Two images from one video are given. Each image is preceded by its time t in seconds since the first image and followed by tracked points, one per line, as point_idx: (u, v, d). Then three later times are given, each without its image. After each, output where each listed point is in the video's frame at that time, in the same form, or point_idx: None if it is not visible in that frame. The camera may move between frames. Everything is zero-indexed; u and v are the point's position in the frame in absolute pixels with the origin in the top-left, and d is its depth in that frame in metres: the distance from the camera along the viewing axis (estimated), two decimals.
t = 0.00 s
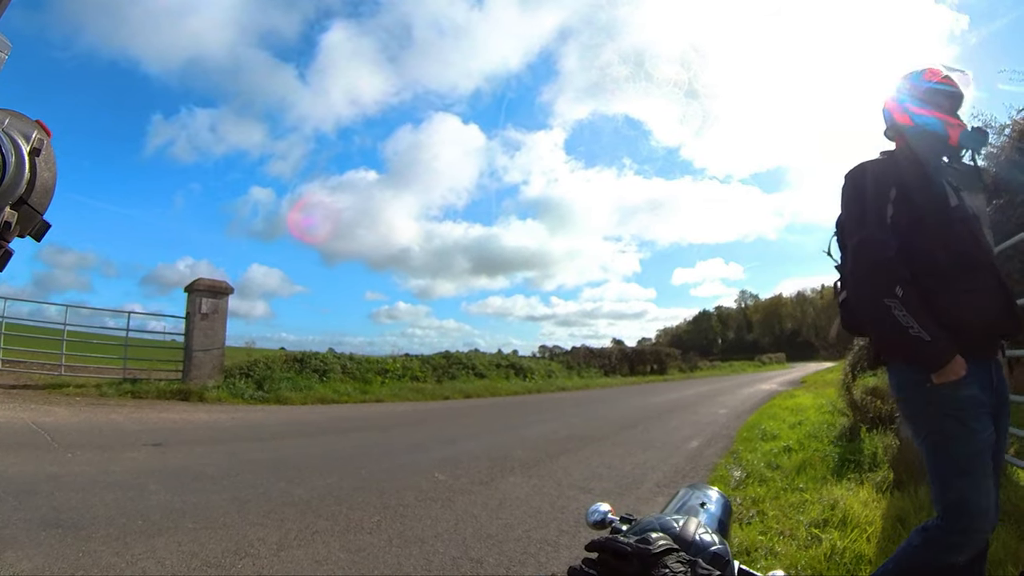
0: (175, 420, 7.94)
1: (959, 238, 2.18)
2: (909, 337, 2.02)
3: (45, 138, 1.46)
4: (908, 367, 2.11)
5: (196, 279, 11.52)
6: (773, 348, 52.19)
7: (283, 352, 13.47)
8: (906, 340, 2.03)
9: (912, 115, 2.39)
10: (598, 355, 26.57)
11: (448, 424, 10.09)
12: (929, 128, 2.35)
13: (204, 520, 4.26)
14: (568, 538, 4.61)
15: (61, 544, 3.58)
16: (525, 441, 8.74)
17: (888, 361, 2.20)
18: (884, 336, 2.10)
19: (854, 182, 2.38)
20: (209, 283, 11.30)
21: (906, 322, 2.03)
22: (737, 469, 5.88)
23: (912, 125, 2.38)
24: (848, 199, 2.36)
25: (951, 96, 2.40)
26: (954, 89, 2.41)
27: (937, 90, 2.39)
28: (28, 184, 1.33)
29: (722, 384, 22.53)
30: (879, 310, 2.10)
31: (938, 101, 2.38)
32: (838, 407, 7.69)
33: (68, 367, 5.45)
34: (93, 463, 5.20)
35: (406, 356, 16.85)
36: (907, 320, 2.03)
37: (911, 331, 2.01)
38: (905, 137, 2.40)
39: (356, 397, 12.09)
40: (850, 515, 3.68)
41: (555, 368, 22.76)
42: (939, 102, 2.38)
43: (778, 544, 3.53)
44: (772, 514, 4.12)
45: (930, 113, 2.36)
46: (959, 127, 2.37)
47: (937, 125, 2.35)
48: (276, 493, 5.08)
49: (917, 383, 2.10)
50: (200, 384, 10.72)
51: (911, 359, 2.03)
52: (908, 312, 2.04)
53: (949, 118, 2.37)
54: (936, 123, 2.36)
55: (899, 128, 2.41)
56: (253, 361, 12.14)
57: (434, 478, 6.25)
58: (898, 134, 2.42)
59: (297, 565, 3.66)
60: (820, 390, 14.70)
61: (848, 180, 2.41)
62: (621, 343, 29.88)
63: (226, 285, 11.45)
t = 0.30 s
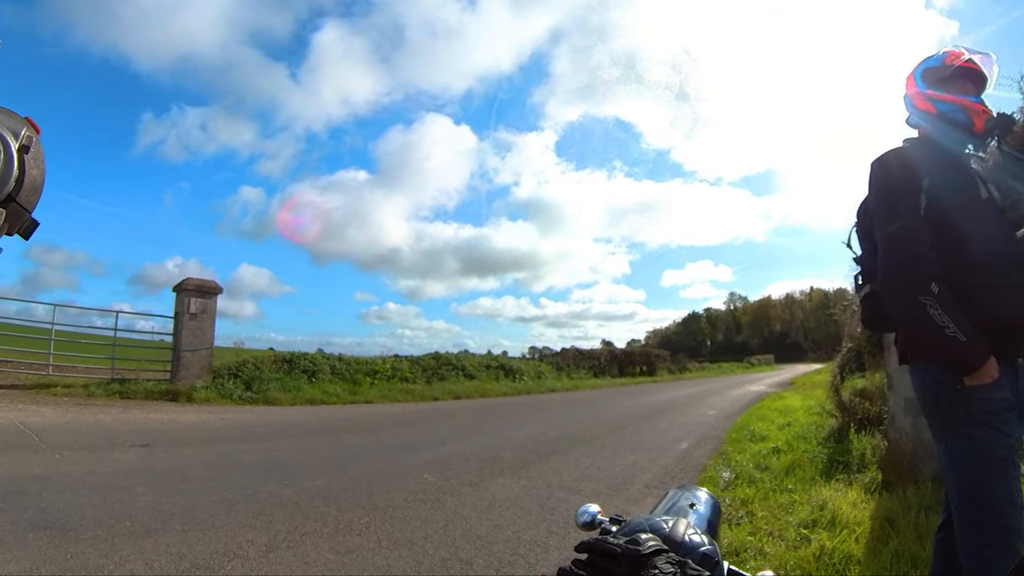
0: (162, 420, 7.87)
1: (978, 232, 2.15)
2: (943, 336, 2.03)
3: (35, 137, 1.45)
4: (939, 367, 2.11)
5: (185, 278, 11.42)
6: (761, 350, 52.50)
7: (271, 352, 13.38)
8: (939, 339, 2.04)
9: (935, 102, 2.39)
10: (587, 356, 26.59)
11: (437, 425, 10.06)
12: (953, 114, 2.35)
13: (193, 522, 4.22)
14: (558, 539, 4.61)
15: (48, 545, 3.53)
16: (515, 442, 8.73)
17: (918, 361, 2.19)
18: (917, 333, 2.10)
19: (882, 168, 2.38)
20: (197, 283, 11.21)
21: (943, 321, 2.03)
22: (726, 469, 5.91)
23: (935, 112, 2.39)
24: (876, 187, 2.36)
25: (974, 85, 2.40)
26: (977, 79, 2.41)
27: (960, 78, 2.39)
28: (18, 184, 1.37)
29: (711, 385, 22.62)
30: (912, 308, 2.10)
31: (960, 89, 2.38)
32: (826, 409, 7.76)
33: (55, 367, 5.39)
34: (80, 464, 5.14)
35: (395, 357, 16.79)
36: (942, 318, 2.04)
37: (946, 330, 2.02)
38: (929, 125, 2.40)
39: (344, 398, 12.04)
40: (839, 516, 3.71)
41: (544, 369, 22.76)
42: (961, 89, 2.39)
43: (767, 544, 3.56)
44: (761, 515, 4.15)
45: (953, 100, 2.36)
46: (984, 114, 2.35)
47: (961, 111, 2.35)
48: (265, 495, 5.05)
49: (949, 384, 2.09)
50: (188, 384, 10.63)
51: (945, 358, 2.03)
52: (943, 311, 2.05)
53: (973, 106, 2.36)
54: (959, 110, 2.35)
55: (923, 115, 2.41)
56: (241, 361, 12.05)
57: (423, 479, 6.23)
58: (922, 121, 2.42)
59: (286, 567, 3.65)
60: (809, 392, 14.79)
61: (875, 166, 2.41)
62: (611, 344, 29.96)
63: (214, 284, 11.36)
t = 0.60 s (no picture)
0: (151, 421, 7.81)
1: (995, 234, 1.85)
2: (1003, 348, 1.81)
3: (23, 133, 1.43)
4: (993, 379, 1.86)
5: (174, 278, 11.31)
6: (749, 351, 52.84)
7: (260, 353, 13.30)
8: (998, 351, 1.82)
9: (954, 82, 2.11)
10: (577, 358, 26.65)
11: (427, 426, 10.04)
12: (971, 94, 2.07)
13: (181, 523, 4.19)
14: (547, 541, 4.61)
15: (35, 547, 3.49)
16: (504, 443, 8.73)
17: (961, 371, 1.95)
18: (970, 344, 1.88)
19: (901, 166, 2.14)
20: (186, 282, 11.12)
21: (1001, 332, 1.81)
22: (715, 471, 5.94)
23: (954, 94, 2.11)
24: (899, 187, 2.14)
25: (990, 65, 2.14)
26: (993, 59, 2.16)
27: (975, 57, 2.14)
28: (7, 182, 1.36)
29: (700, 386, 22.73)
30: (964, 317, 1.87)
31: (977, 68, 2.12)
32: (814, 410, 7.81)
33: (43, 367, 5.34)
34: (67, 465, 5.09)
35: (385, 358, 16.74)
36: (997, 329, 1.82)
37: (1005, 342, 1.80)
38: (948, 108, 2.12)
39: (333, 399, 11.99)
40: (828, 516, 3.74)
41: (534, 370, 22.79)
42: (977, 69, 2.12)
43: (757, 545, 3.59)
44: (750, 516, 4.17)
45: (974, 79, 2.07)
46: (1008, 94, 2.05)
47: (980, 91, 2.06)
48: (254, 496, 5.02)
49: (1001, 396, 1.84)
50: (176, 384, 10.55)
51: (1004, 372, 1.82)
52: (999, 320, 1.82)
53: (995, 85, 2.07)
54: (982, 91, 2.06)
55: (942, 96, 2.13)
56: (230, 361, 11.97)
57: (412, 481, 6.21)
58: (942, 104, 2.14)
59: (275, 568, 3.63)
60: (797, 393, 14.88)
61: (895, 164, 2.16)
62: (600, 345, 30.05)
63: (203, 284, 11.28)
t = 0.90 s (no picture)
0: (139, 421, 7.74)
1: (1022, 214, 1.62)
2: None
3: (12, 130, 1.41)
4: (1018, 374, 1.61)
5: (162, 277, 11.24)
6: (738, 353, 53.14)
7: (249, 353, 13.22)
8: None
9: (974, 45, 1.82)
10: (567, 359, 26.70)
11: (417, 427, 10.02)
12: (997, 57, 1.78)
13: (170, 524, 4.15)
14: (537, 542, 4.61)
15: (21, 549, 3.45)
16: (494, 444, 8.72)
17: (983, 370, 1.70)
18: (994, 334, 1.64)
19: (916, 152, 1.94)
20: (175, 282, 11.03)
21: None
22: (705, 471, 5.98)
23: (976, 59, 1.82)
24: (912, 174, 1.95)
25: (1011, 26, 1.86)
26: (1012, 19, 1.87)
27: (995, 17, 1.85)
28: None
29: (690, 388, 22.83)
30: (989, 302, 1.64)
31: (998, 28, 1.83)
32: (803, 411, 7.87)
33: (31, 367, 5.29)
34: (54, 467, 5.04)
35: (374, 359, 16.69)
36: None
37: None
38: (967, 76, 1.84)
39: (323, 400, 11.94)
40: (817, 517, 3.77)
41: (524, 371, 22.82)
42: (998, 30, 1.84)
43: (746, 545, 3.61)
44: (740, 517, 4.20)
45: (999, 41, 1.78)
46: None
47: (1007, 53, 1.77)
48: (242, 497, 4.98)
49: None
50: (165, 385, 10.45)
51: None
52: None
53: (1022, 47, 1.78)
54: (1007, 54, 1.77)
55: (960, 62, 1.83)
56: (219, 361, 11.90)
57: (401, 482, 6.20)
58: (959, 73, 1.85)
59: (263, 570, 3.60)
60: (785, 395, 14.98)
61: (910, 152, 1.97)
62: (590, 347, 30.13)
63: (193, 283, 11.21)
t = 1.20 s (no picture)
0: (127, 422, 7.66)
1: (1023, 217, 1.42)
2: None
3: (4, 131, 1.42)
4: None
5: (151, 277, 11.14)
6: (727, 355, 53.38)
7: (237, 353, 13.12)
8: None
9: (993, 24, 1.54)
10: (557, 360, 26.73)
11: (407, 428, 9.99)
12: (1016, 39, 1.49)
13: (158, 526, 4.12)
14: (526, 543, 4.61)
15: (8, 551, 3.41)
16: (484, 446, 8.72)
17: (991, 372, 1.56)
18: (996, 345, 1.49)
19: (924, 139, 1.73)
20: (164, 281, 10.83)
21: None
22: (695, 473, 6.01)
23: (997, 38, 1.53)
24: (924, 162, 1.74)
25: None
26: None
27: None
28: None
29: (679, 389, 22.89)
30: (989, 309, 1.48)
31: None
32: (792, 413, 7.92)
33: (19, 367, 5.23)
34: (41, 468, 4.99)
35: (363, 360, 16.63)
36: None
37: None
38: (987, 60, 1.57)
39: (312, 401, 11.88)
40: (806, 517, 3.80)
41: (514, 372, 22.82)
42: None
43: (736, 546, 3.64)
44: (729, 517, 4.23)
45: None
46: None
47: None
48: (231, 498, 4.95)
49: None
50: (153, 386, 10.36)
51: None
52: None
53: None
54: None
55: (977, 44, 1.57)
56: (208, 362, 11.82)
57: (391, 483, 6.18)
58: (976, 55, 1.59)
59: (253, 572, 3.58)
60: (775, 396, 15.07)
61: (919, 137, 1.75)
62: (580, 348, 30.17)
63: (182, 283, 11.12)
